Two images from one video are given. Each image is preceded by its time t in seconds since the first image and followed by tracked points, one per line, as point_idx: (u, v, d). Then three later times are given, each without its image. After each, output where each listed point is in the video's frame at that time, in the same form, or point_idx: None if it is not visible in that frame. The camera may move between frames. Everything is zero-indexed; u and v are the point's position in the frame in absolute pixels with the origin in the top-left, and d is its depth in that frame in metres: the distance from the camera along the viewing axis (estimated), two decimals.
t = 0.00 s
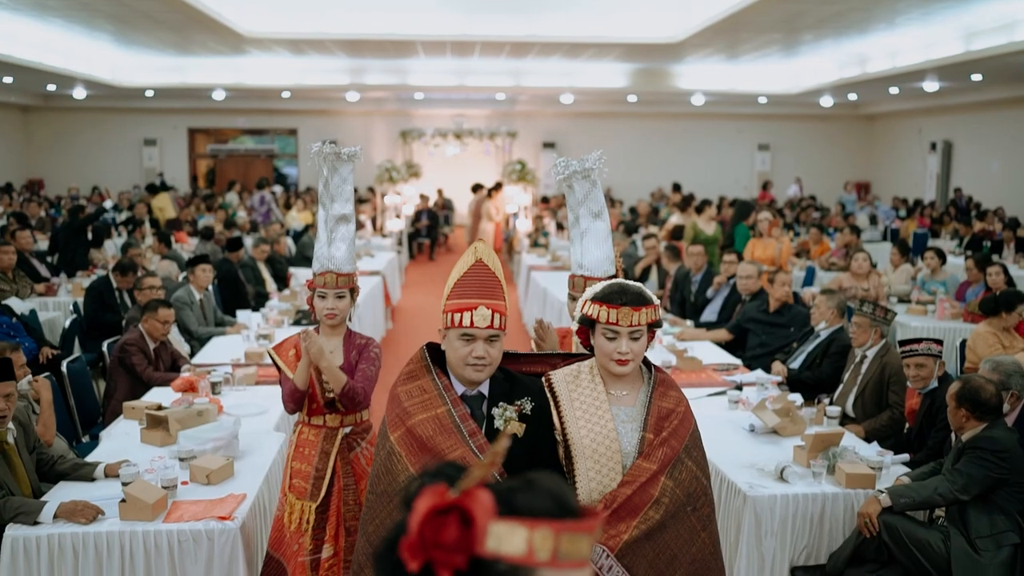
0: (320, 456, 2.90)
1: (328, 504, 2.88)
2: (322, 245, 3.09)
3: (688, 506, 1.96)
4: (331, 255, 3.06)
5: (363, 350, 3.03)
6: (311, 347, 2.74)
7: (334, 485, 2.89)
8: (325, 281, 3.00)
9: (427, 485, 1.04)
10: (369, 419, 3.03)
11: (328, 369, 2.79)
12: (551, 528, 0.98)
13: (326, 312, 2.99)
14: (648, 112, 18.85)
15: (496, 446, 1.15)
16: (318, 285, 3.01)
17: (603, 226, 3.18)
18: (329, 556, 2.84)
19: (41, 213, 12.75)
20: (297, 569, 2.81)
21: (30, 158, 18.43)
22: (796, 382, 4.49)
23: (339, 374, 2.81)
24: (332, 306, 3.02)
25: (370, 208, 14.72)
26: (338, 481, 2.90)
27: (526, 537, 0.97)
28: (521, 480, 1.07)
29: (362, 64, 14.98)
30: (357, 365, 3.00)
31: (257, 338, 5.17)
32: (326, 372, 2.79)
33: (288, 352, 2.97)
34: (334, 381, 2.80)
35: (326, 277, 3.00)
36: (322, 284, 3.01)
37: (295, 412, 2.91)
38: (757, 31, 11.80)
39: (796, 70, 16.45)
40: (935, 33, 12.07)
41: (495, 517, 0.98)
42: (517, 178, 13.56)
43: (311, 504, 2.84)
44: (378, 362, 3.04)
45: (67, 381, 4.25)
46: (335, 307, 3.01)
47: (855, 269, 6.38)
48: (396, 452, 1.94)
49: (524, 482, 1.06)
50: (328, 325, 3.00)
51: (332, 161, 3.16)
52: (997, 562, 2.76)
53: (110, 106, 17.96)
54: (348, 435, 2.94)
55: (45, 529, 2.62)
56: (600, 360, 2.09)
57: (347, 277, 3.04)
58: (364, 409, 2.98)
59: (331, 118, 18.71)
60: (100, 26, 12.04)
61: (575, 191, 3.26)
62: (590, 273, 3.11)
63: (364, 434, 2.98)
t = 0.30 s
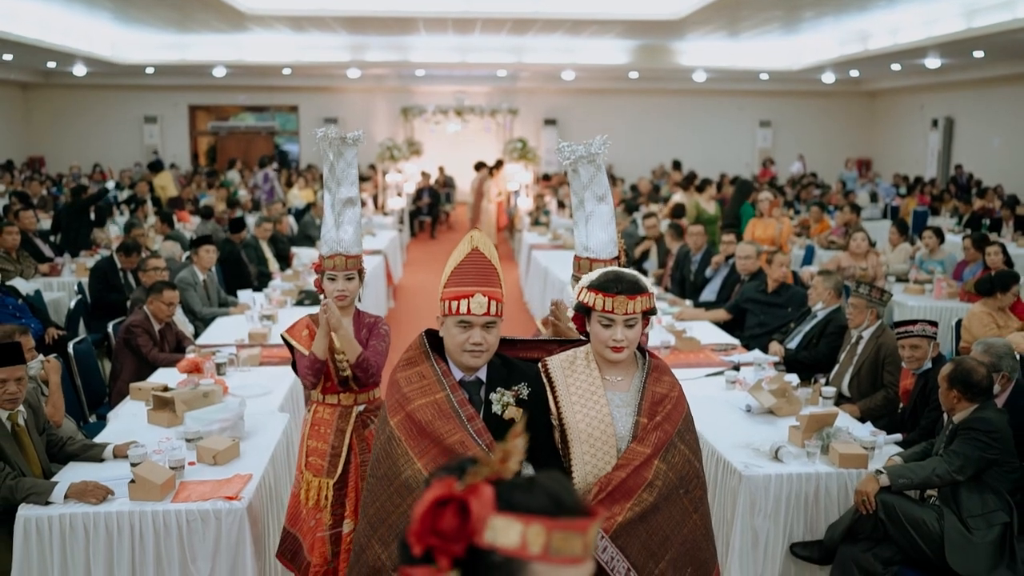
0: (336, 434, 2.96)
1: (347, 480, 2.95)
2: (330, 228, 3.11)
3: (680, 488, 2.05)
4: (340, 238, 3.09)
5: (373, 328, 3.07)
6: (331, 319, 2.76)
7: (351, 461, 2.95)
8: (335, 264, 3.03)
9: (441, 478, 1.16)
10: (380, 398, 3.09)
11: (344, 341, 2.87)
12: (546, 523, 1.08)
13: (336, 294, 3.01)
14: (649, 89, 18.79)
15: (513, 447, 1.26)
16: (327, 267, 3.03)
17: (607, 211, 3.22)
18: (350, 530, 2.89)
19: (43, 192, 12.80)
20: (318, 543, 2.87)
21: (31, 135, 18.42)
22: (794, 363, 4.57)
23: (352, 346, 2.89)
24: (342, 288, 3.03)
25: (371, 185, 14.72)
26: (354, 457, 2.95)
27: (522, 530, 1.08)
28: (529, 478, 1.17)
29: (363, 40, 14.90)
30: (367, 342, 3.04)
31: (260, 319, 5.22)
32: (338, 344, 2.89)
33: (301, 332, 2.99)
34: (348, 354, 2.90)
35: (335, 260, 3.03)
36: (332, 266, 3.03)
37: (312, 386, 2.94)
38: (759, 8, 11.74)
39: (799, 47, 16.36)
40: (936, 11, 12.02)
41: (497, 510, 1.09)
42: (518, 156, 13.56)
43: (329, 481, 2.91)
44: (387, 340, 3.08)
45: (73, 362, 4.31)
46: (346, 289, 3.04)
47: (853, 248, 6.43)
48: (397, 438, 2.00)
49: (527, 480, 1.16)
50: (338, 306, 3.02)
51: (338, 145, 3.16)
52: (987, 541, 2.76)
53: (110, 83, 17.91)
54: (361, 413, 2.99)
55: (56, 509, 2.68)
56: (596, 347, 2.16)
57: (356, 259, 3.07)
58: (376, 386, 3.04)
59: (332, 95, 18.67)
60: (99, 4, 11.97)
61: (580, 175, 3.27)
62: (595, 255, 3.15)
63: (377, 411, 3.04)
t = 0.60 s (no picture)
0: (343, 425, 3.03)
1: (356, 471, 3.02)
2: (336, 226, 3.16)
3: (673, 476, 2.16)
4: (347, 235, 3.14)
5: (381, 324, 3.14)
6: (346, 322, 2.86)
7: (358, 451, 3.02)
8: (343, 261, 3.07)
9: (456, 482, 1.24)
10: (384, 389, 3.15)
11: (353, 340, 2.94)
12: (540, 533, 1.14)
13: (345, 290, 3.07)
14: (648, 74, 18.77)
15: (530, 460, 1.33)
16: (335, 264, 3.08)
17: (609, 213, 3.27)
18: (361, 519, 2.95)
19: (44, 178, 12.83)
20: (332, 532, 2.96)
21: (31, 121, 18.41)
22: (789, 350, 4.62)
23: (366, 350, 2.96)
24: (351, 284, 3.09)
25: (371, 172, 14.73)
26: (362, 448, 3.02)
27: (516, 537, 1.14)
28: (535, 488, 1.23)
29: (362, 26, 14.87)
30: (375, 339, 3.12)
31: (262, 306, 5.28)
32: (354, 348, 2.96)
33: (311, 329, 3.07)
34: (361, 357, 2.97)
35: (343, 256, 3.08)
36: (340, 263, 3.08)
37: (322, 384, 3.00)
38: None
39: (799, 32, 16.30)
40: None
41: (496, 515, 1.17)
42: (517, 143, 13.57)
43: (337, 471, 2.98)
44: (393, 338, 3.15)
45: (78, 349, 4.36)
46: (354, 285, 3.09)
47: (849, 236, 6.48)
48: (396, 427, 2.07)
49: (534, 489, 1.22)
50: (347, 302, 3.08)
51: (340, 145, 3.18)
52: (972, 526, 2.77)
53: (110, 69, 17.88)
54: (367, 404, 3.05)
55: (66, 495, 2.75)
56: (591, 340, 2.26)
57: (364, 256, 3.11)
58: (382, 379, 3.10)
59: (332, 81, 18.66)
60: None
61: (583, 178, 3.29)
62: (598, 257, 3.23)
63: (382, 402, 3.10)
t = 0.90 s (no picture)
0: (348, 422, 3.09)
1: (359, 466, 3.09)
2: (341, 230, 3.22)
3: (667, 470, 2.27)
4: (352, 239, 3.20)
5: (385, 328, 3.18)
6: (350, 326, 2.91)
7: (362, 448, 3.07)
8: (348, 263, 3.12)
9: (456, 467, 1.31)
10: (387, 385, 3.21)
11: (358, 345, 2.99)
12: (531, 518, 1.22)
13: (351, 293, 3.13)
14: (648, 72, 18.80)
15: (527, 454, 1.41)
16: (341, 267, 3.12)
17: (610, 216, 3.33)
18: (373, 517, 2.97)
19: (47, 177, 12.89)
20: (336, 527, 3.04)
21: (33, 120, 18.49)
22: (787, 349, 4.69)
23: (370, 355, 3.02)
24: (357, 286, 3.14)
25: (371, 170, 14.79)
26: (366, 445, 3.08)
27: (510, 520, 1.22)
28: (531, 478, 1.31)
29: (362, 24, 14.90)
30: (379, 343, 3.17)
31: (266, 305, 5.35)
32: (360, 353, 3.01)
33: (317, 331, 3.11)
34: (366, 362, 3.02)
35: (349, 259, 3.13)
36: (345, 266, 3.12)
37: (327, 386, 3.06)
38: None
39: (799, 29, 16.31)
40: None
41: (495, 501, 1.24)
42: (518, 140, 13.61)
43: (342, 467, 3.05)
44: (397, 342, 3.19)
45: (85, 347, 4.42)
46: (360, 288, 3.14)
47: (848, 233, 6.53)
48: (397, 425, 2.13)
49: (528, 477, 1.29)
50: (352, 305, 3.14)
51: (345, 151, 3.27)
52: (960, 520, 2.83)
53: (111, 67, 17.93)
54: (371, 402, 3.12)
55: (77, 490, 2.81)
56: (585, 338, 2.37)
57: (369, 259, 3.16)
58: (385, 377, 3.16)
59: (332, 79, 18.71)
60: None
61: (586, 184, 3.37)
62: (601, 259, 3.27)
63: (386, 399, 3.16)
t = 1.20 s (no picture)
0: (346, 412, 3.15)
1: (357, 455, 3.14)
2: (342, 222, 3.28)
3: (661, 464, 2.33)
4: (353, 230, 3.26)
5: (384, 316, 3.25)
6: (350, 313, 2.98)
7: (361, 436, 3.14)
8: (348, 255, 3.18)
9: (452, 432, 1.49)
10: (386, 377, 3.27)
11: (358, 332, 3.06)
12: (508, 477, 1.38)
13: (350, 284, 3.18)
14: (648, 72, 18.84)
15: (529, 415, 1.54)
16: (341, 259, 3.18)
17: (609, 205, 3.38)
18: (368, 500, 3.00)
19: (49, 177, 12.96)
20: (333, 512, 3.07)
21: (35, 120, 18.55)
22: (783, 346, 4.74)
23: (370, 341, 3.09)
24: (356, 278, 3.20)
25: (372, 170, 14.85)
26: (364, 434, 3.14)
27: (487, 479, 1.38)
28: (517, 440, 1.46)
29: (362, 25, 14.95)
30: (379, 331, 3.23)
31: (268, 304, 5.41)
32: (360, 340, 3.08)
33: (318, 319, 3.19)
34: (366, 349, 3.09)
35: (349, 252, 3.19)
36: (346, 258, 3.18)
37: (328, 371, 3.15)
38: None
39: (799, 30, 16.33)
40: None
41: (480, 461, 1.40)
42: (518, 141, 13.69)
43: (340, 454, 3.11)
44: (396, 329, 3.25)
45: (90, 345, 4.48)
46: (359, 279, 3.20)
47: (844, 233, 6.59)
48: (396, 420, 2.19)
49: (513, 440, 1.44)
50: (351, 295, 3.20)
51: (347, 146, 3.33)
52: (947, 512, 2.88)
53: (113, 68, 17.98)
54: (370, 391, 3.18)
55: (85, 484, 2.87)
56: (580, 336, 2.43)
57: (369, 251, 3.22)
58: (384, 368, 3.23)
59: (333, 80, 18.77)
60: None
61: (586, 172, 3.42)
62: (600, 247, 3.35)
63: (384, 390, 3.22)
